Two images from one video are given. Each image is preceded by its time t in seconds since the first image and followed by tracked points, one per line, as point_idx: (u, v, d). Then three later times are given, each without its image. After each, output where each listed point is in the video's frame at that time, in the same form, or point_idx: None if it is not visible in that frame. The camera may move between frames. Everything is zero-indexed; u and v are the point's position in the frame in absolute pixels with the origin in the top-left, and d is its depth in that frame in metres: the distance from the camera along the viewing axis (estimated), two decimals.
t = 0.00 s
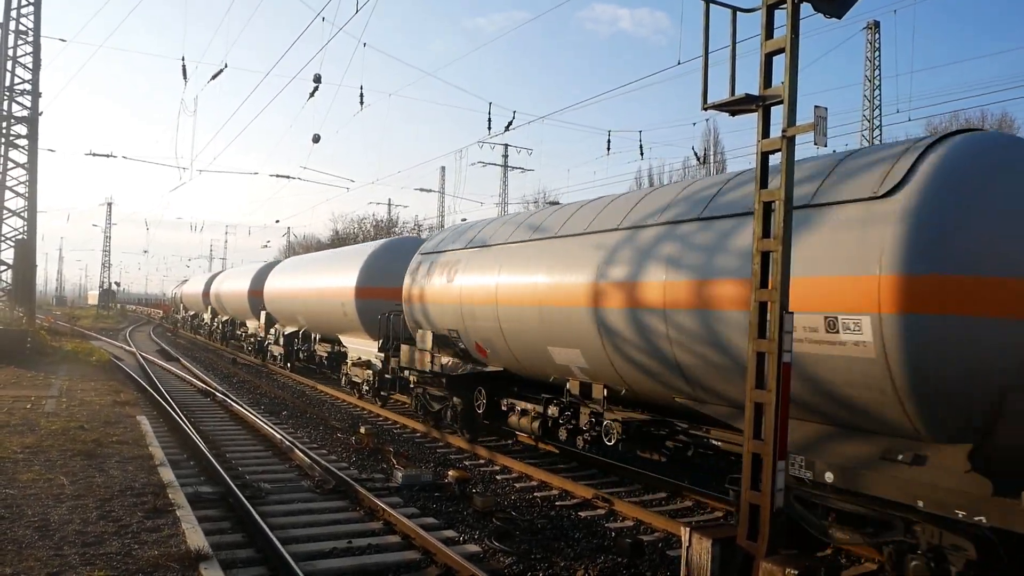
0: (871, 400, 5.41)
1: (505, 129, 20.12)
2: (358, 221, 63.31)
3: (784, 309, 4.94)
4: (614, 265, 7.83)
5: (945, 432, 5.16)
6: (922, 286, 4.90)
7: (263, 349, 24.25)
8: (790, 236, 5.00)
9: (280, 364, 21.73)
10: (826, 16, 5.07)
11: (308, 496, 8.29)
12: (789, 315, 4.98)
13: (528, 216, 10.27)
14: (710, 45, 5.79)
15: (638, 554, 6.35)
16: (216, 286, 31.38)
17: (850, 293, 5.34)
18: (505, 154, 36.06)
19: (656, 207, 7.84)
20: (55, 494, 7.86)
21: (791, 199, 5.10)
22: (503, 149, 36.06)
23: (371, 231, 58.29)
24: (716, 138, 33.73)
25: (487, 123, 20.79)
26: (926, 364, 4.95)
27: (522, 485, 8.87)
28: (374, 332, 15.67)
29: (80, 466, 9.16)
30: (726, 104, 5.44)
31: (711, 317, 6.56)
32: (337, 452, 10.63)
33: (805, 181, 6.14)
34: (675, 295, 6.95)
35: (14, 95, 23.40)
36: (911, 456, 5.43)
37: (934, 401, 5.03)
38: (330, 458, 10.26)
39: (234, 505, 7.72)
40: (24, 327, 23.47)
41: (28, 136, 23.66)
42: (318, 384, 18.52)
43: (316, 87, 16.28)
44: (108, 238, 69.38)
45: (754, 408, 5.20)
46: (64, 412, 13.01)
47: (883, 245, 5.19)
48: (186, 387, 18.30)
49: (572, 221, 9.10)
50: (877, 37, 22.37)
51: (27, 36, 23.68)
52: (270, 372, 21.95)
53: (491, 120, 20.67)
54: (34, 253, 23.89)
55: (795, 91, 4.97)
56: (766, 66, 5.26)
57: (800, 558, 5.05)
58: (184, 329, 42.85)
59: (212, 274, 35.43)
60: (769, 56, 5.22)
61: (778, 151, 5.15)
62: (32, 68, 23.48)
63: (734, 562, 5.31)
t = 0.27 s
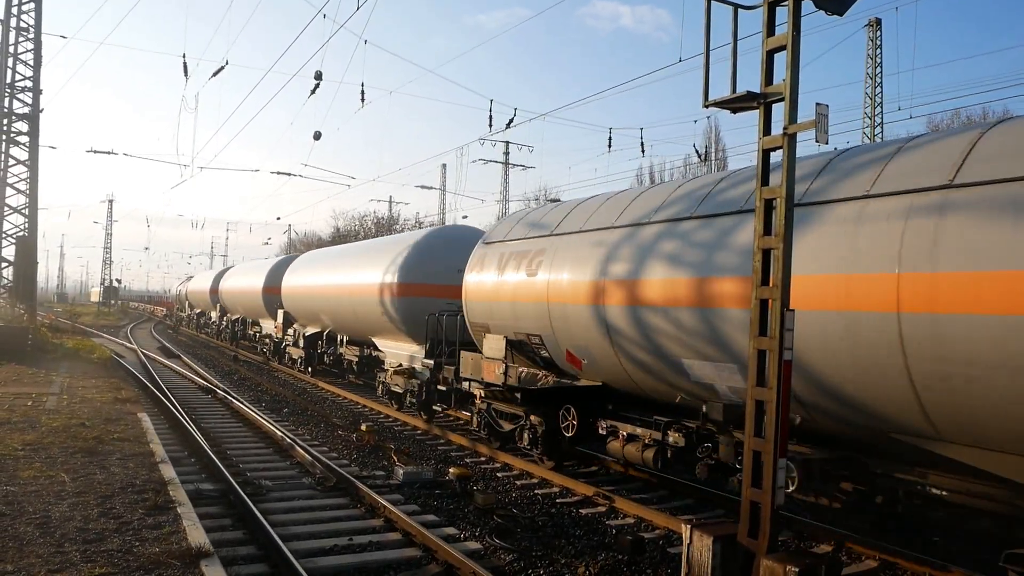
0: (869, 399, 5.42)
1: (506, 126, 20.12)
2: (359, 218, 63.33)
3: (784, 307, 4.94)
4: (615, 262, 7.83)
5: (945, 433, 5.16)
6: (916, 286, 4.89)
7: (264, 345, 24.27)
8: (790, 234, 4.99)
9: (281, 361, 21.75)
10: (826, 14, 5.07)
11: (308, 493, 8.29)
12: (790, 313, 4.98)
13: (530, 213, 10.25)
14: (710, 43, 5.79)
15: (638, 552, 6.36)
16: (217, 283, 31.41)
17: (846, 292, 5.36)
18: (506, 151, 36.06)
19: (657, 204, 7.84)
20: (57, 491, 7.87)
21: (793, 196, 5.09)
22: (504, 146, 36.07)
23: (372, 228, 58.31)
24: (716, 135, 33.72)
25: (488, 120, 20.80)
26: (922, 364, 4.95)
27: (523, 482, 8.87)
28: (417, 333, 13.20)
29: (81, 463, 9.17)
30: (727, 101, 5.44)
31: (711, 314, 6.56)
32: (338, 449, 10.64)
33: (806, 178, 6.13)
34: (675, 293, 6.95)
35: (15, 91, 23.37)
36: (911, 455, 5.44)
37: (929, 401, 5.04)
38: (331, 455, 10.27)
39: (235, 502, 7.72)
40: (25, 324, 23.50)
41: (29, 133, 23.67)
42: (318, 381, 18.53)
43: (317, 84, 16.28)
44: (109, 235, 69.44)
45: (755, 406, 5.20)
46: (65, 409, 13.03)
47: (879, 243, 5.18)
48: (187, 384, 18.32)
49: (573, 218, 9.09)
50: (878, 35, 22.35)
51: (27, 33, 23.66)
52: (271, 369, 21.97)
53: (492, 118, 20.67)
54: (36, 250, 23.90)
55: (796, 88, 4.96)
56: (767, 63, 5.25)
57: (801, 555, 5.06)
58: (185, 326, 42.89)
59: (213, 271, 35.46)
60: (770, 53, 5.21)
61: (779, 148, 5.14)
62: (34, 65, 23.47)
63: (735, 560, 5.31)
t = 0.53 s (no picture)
0: (871, 397, 5.41)
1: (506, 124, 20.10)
2: (360, 217, 63.32)
3: (784, 306, 4.93)
4: (615, 260, 7.83)
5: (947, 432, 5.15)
6: (919, 285, 4.88)
7: (264, 344, 24.26)
8: (790, 232, 4.99)
9: (282, 360, 21.76)
10: (825, 12, 5.06)
11: (309, 492, 8.29)
12: (790, 311, 4.98)
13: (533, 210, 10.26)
14: (710, 41, 5.78)
15: (639, 550, 6.37)
16: (218, 282, 31.41)
17: (849, 290, 5.33)
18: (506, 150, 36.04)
19: (657, 203, 7.83)
20: (57, 490, 7.87)
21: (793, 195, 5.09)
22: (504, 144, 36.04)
23: (372, 227, 58.30)
24: (716, 133, 33.65)
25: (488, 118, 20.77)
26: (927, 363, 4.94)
27: (523, 481, 8.87)
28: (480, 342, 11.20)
29: (81, 462, 9.17)
30: (727, 100, 5.43)
31: (712, 312, 6.54)
32: (338, 447, 10.65)
33: (808, 175, 6.12)
34: (675, 290, 6.95)
35: (15, 90, 23.36)
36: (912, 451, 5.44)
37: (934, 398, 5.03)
38: (331, 454, 10.27)
39: (235, 501, 7.73)
40: (25, 324, 23.51)
41: (29, 133, 23.66)
42: (319, 380, 18.53)
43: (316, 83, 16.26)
44: (109, 234, 69.48)
45: (755, 404, 5.20)
46: (66, 408, 13.04)
47: (882, 242, 5.16)
48: (188, 383, 18.31)
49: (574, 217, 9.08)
50: (878, 32, 22.33)
51: (27, 32, 23.65)
52: (272, 368, 21.98)
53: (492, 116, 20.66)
54: (36, 250, 23.89)
55: (796, 87, 4.96)
56: (767, 62, 5.24)
57: (802, 553, 5.05)
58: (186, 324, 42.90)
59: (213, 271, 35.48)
60: (770, 51, 5.21)
61: (779, 146, 5.14)
62: (33, 64, 23.46)
63: (736, 558, 5.30)
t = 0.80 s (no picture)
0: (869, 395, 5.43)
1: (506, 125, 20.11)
2: (360, 218, 63.36)
3: (785, 305, 4.94)
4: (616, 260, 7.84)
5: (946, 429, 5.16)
6: (920, 281, 4.89)
7: (265, 345, 24.26)
8: (791, 232, 5.00)
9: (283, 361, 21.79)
10: (824, 12, 5.07)
11: (310, 492, 8.30)
12: (791, 311, 4.99)
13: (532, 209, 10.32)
14: (710, 41, 5.79)
15: (640, 550, 6.38)
16: (219, 284, 31.43)
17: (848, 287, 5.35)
18: (506, 150, 36.03)
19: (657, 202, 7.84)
20: (59, 490, 7.89)
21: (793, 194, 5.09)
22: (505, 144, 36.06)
23: (373, 227, 58.32)
24: (716, 133, 33.64)
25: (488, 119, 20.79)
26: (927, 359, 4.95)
27: (524, 481, 8.88)
28: (568, 358, 9.36)
29: (83, 462, 9.18)
30: (727, 100, 5.44)
31: (712, 311, 6.55)
32: (339, 448, 10.66)
33: (808, 174, 6.14)
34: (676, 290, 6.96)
35: (15, 92, 23.38)
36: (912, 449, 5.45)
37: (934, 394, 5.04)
38: (332, 454, 10.28)
39: (237, 501, 7.74)
40: (26, 325, 23.53)
41: (30, 134, 23.68)
42: (320, 381, 18.55)
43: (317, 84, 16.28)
44: (109, 236, 69.51)
45: (756, 404, 5.21)
46: (67, 409, 13.06)
47: (882, 239, 5.17)
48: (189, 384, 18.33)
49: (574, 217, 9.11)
50: (878, 32, 22.34)
51: (27, 33, 23.67)
52: (272, 369, 22.00)
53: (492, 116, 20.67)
54: (37, 251, 23.90)
55: (796, 87, 4.97)
56: (767, 62, 5.25)
57: (803, 553, 5.06)
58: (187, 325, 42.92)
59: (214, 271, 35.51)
60: (770, 51, 5.22)
61: (779, 146, 5.15)
62: (34, 66, 23.47)
63: (736, 558, 5.31)
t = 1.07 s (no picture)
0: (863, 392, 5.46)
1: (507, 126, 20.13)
2: (362, 219, 63.39)
3: (788, 305, 4.94)
4: (619, 260, 7.84)
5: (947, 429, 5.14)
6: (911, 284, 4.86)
7: (268, 346, 24.29)
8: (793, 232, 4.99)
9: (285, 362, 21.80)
10: (826, 11, 5.07)
11: (313, 493, 8.31)
12: (794, 310, 4.98)
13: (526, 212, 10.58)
14: (711, 41, 5.79)
15: (643, 551, 6.38)
16: (222, 285, 31.46)
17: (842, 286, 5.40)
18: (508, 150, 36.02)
19: (660, 203, 7.85)
20: (62, 492, 7.90)
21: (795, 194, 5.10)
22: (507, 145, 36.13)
23: (375, 228, 58.35)
24: (718, 133, 33.59)
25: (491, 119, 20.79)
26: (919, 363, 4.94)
27: (527, 482, 8.87)
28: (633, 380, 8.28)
29: (86, 464, 9.19)
30: (729, 100, 5.44)
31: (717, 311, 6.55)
32: (342, 449, 10.66)
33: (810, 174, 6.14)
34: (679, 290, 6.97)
35: (19, 94, 23.44)
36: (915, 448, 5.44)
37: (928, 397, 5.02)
38: (335, 455, 10.28)
39: (240, 503, 7.75)
40: (30, 326, 23.56)
41: (33, 136, 23.71)
42: (322, 382, 18.57)
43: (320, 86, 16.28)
44: (112, 237, 69.57)
45: (759, 404, 5.20)
46: (71, 411, 13.08)
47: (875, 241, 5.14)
48: (191, 385, 18.36)
49: (576, 217, 9.12)
50: (880, 31, 22.33)
51: (31, 36, 23.72)
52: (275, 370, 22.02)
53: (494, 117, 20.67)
54: (40, 253, 23.96)
55: (798, 87, 4.97)
56: (768, 62, 5.25)
57: (806, 554, 5.05)
58: (189, 327, 42.95)
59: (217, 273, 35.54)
60: (772, 52, 5.21)
61: (781, 146, 5.15)
62: (37, 68, 23.51)
63: (739, 559, 5.30)
